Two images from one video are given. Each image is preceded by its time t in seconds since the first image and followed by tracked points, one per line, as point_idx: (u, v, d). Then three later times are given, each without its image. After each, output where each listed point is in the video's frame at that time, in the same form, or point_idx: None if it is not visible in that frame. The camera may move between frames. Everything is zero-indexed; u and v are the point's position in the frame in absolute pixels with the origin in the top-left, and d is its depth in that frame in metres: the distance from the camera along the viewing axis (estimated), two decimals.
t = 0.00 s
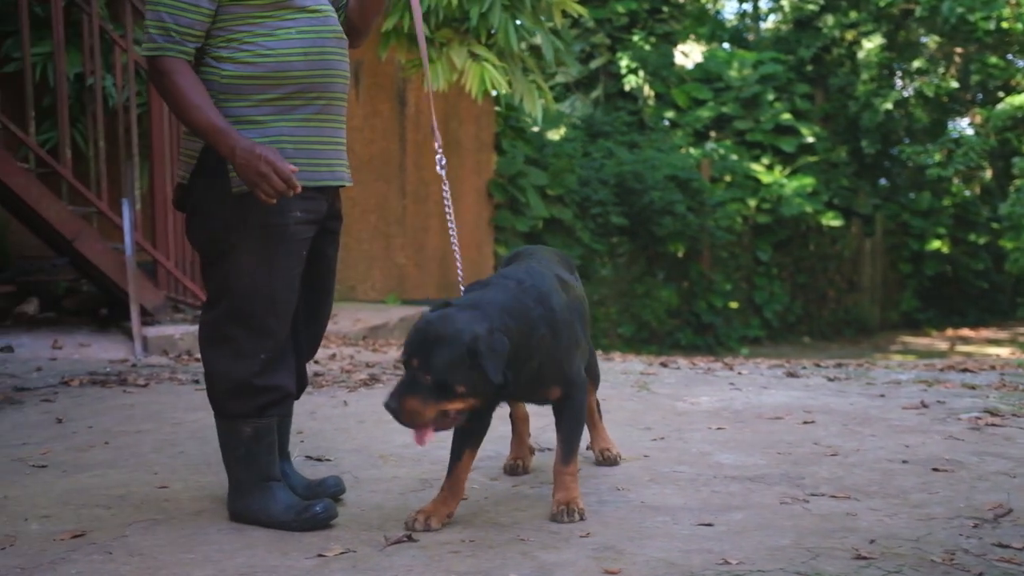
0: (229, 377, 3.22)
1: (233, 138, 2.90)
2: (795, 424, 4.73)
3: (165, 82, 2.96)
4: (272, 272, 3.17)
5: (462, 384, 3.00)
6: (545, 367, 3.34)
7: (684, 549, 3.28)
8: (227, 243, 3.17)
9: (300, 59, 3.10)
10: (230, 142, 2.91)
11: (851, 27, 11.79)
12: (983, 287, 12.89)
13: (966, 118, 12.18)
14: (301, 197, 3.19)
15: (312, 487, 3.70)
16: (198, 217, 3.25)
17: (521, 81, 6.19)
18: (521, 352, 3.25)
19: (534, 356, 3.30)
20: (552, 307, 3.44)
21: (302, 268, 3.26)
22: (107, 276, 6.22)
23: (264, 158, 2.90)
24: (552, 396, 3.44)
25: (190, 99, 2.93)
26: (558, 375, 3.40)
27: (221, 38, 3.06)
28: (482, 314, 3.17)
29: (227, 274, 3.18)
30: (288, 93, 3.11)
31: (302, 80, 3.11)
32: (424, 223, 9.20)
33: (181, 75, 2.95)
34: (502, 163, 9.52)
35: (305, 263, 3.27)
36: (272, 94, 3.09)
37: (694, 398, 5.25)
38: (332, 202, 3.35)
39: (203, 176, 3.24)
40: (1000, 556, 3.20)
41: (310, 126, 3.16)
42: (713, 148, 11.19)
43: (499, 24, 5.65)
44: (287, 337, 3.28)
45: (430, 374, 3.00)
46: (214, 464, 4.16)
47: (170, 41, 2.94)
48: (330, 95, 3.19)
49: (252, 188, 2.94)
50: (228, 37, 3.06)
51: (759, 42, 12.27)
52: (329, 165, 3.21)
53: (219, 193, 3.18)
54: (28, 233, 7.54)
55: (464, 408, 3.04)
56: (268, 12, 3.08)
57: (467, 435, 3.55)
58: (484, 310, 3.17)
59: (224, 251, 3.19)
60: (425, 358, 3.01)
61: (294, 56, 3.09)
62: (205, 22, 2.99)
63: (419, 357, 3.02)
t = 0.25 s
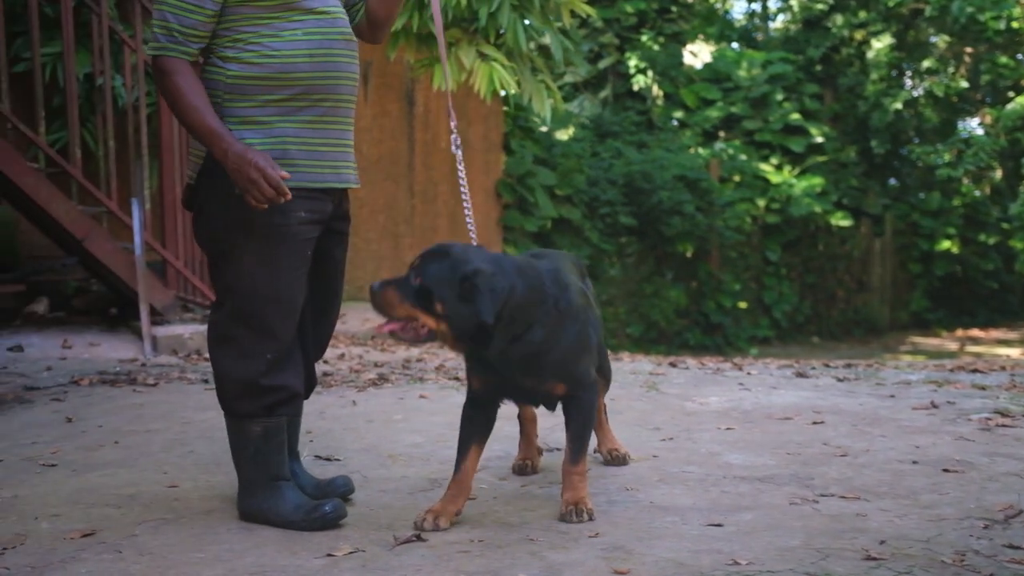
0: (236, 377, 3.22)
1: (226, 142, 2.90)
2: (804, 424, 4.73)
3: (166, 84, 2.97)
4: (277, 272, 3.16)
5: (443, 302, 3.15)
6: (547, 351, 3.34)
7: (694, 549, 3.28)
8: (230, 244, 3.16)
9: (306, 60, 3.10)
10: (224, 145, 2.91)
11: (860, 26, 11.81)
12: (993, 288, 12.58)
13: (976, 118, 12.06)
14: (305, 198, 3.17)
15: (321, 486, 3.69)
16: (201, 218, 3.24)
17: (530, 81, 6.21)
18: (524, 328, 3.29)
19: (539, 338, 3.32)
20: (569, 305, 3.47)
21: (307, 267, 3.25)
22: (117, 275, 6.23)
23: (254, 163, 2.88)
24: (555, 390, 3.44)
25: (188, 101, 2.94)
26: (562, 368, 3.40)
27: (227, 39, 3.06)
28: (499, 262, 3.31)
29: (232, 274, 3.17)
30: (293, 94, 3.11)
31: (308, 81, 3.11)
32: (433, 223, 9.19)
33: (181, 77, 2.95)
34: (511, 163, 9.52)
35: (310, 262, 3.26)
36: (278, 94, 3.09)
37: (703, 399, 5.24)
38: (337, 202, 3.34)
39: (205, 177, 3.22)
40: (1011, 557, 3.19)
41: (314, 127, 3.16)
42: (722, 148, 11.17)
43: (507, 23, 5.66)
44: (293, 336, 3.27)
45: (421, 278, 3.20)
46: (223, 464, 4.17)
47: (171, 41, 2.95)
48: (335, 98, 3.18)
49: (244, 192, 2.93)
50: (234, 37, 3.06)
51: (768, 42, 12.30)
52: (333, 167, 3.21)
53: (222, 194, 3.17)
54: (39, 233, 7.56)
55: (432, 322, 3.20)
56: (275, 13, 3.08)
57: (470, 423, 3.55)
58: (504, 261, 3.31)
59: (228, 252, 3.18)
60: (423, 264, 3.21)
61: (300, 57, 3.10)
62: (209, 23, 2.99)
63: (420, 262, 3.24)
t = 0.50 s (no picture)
0: (254, 376, 3.23)
1: (253, 148, 2.91)
2: (820, 425, 4.72)
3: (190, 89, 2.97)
4: (299, 272, 3.18)
5: (468, 288, 3.25)
6: (570, 346, 3.37)
7: (710, 550, 3.27)
8: (253, 244, 3.18)
9: (326, 61, 3.11)
10: (254, 151, 2.92)
11: (877, 26, 11.63)
12: (1012, 288, 12.13)
13: (993, 118, 11.95)
14: (325, 198, 3.19)
15: (338, 485, 3.70)
16: (223, 218, 3.27)
17: (545, 81, 6.22)
18: (547, 319, 3.34)
19: (562, 330, 3.36)
20: (593, 302, 3.50)
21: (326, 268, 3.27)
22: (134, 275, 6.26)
23: (284, 168, 2.90)
24: (577, 391, 3.45)
25: (215, 109, 2.95)
26: (584, 367, 3.41)
27: (246, 40, 3.06)
28: (526, 253, 3.39)
29: (252, 273, 3.19)
30: (313, 94, 3.11)
31: (327, 82, 3.12)
32: (449, 223, 9.14)
33: (204, 82, 2.95)
34: (526, 163, 9.57)
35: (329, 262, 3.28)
36: (298, 95, 3.10)
37: (719, 399, 5.23)
38: (357, 203, 3.35)
39: (227, 178, 3.25)
40: None
41: (333, 127, 3.17)
42: (737, 148, 11.09)
43: (523, 24, 5.68)
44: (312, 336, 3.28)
45: (447, 260, 3.28)
46: (239, 463, 4.18)
47: (193, 46, 2.95)
48: (355, 98, 3.19)
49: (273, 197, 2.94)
50: (254, 38, 3.06)
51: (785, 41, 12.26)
52: (353, 167, 3.21)
53: (245, 195, 3.19)
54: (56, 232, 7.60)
55: (455, 306, 3.28)
56: (294, 14, 3.09)
57: (492, 417, 3.62)
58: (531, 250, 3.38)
59: (248, 251, 3.20)
60: (451, 247, 3.29)
61: (320, 58, 3.10)
62: (229, 27, 2.99)
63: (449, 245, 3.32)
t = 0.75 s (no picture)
0: (271, 376, 3.23)
1: (288, 149, 2.89)
2: (834, 425, 4.71)
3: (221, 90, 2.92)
4: (317, 271, 3.20)
5: (439, 275, 3.18)
6: (537, 343, 3.30)
7: (724, 551, 3.27)
8: (271, 244, 3.18)
9: (344, 61, 3.12)
10: (288, 153, 2.90)
11: (891, 26, 11.58)
12: None
13: (1010, 118, 11.81)
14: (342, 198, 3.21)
15: (352, 484, 3.70)
16: (239, 218, 3.27)
17: (559, 81, 6.24)
18: (515, 316, 3.27)
19: (530, 329, 3.29)
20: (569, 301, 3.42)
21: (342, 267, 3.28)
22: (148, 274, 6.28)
23: (319, 171, 2.89)
24: (554, 390, 3.39)
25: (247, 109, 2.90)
26: (556, 366, 3.34)
27: (265, 40, 3.05)
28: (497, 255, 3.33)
29: (268, 273, 3.20)
30: (332, 95, 3.12)
31: (346, 82, 3.13)
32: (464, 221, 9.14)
33: (235, 83, 2.90)
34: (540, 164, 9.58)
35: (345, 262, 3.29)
36: (317, 95, 3.10)
37: (733, 399, 5.23)
38: (372, 203, 3.37)
39: (245, 179, 3.26)
40: None
41: (350, 127, 3.17)
42: (751, 147, 10.99)
43: (538, 24, 5.71)
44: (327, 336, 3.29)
45: (426, 243, 3.22)
46: (253, 462, 4.19)
47: (224, 46, 2.90)
48: (371, 97, 3.20)
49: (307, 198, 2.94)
50: (273, 38, 3.05)
51: (799, 41, 12.04)
52: (368, 167, 3.22)
53: (263, 195, 3.20)
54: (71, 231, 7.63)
55: (420, 289, 3.20)
56: (313, 15, 3.08)
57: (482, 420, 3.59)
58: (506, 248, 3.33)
59: (265, 251, 3.21)
60: (431, 230, 3.24)
61: (339, 58, 3.11)
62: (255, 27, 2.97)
63: (427, 228, 3.26)
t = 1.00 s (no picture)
0: (284, 375, 3.25)
1: (300, 169, 2.88)
2: (847, 426, 4.70)
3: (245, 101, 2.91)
4: (332, 271, 3.20)
5: (420, 244, 3.16)
6: (500, 327, 3.28)
7: (736, 551, 3.26)
8: (287, 244, 3.19)
9: (359, 61, 3.13)
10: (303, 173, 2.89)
11: (904, 25, 11.57)
12: None
13: None
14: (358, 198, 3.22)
15: (363, 484, 3.70)
16: (255, 217, 3.27)
17: (570, 81, 6.26)
18: (483, 295, 3.27)
19: (496, 310, 3.28)
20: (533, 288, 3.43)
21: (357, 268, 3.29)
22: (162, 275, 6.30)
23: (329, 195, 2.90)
24: (506, 378, 3.35)
25: (268, 124, 2.88)
26: (513, 353, 3.30)
27: (280, 41, 3.05)
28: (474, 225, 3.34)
29: (285, 273, 3.20)
30: (347, 95, 3.13)
31: (361, 81, 3.14)
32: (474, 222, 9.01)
33: (257, 95, 2.90)
34: (551, 164, 9.57)
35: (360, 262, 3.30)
36: (333, 95, 3.11)
37: (744, 400, 5.22)
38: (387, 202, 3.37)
39: (261, 177, 3.25)
40: None
41: (366, 126, 3.18)
42: (763, 147, 10.98)
43: (549, 24, 5.72)
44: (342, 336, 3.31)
45: (401, 215, 3.15)
46: (264, 461, 4.19)
47: (249, 53, 2.90)
48: (386, 96, 3.21)
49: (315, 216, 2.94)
50: (288, 39, 3.05)
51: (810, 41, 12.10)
52: (383, 165, 3.23)
53: (280, 195, 3.20)
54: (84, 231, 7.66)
55: (396, 258, 3.16)
56: (327, 15, 3.08)
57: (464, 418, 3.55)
58: (479, 219, 3.33)
59: (282, 251, 3.21)
60: (405, 203, 3.16)
61: (353, 58, 3.12)
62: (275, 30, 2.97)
63: (397, 200, 3.18)
